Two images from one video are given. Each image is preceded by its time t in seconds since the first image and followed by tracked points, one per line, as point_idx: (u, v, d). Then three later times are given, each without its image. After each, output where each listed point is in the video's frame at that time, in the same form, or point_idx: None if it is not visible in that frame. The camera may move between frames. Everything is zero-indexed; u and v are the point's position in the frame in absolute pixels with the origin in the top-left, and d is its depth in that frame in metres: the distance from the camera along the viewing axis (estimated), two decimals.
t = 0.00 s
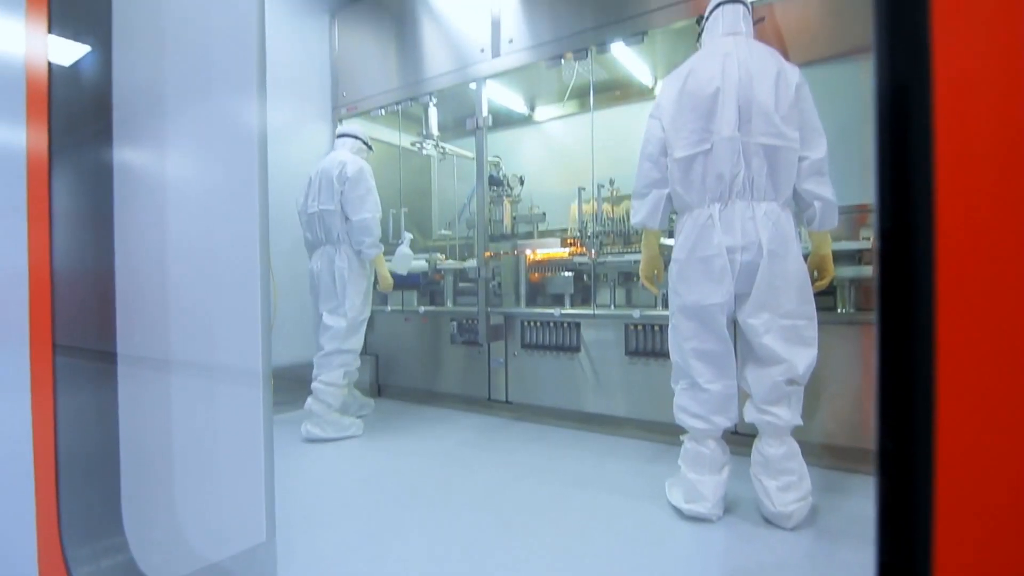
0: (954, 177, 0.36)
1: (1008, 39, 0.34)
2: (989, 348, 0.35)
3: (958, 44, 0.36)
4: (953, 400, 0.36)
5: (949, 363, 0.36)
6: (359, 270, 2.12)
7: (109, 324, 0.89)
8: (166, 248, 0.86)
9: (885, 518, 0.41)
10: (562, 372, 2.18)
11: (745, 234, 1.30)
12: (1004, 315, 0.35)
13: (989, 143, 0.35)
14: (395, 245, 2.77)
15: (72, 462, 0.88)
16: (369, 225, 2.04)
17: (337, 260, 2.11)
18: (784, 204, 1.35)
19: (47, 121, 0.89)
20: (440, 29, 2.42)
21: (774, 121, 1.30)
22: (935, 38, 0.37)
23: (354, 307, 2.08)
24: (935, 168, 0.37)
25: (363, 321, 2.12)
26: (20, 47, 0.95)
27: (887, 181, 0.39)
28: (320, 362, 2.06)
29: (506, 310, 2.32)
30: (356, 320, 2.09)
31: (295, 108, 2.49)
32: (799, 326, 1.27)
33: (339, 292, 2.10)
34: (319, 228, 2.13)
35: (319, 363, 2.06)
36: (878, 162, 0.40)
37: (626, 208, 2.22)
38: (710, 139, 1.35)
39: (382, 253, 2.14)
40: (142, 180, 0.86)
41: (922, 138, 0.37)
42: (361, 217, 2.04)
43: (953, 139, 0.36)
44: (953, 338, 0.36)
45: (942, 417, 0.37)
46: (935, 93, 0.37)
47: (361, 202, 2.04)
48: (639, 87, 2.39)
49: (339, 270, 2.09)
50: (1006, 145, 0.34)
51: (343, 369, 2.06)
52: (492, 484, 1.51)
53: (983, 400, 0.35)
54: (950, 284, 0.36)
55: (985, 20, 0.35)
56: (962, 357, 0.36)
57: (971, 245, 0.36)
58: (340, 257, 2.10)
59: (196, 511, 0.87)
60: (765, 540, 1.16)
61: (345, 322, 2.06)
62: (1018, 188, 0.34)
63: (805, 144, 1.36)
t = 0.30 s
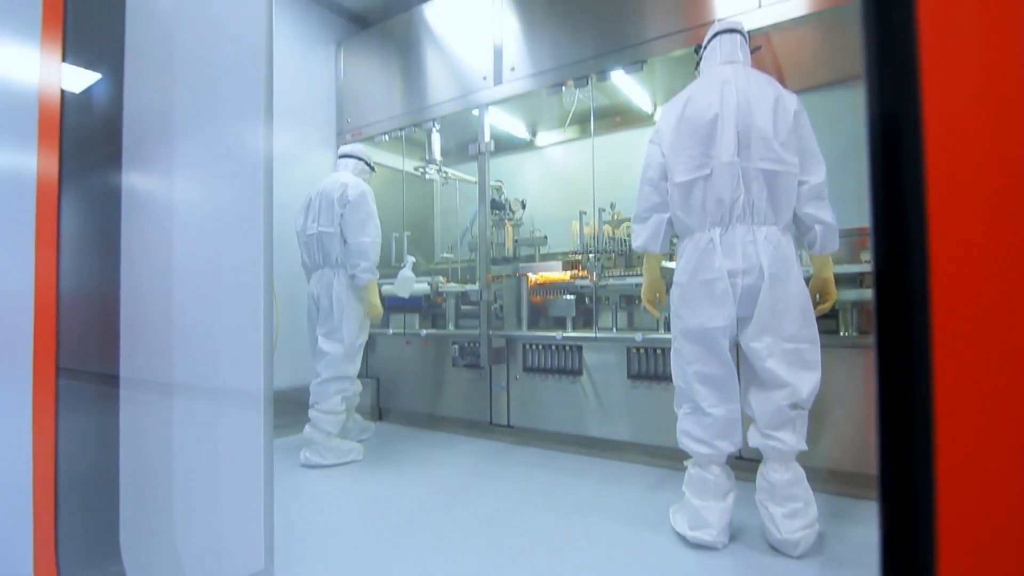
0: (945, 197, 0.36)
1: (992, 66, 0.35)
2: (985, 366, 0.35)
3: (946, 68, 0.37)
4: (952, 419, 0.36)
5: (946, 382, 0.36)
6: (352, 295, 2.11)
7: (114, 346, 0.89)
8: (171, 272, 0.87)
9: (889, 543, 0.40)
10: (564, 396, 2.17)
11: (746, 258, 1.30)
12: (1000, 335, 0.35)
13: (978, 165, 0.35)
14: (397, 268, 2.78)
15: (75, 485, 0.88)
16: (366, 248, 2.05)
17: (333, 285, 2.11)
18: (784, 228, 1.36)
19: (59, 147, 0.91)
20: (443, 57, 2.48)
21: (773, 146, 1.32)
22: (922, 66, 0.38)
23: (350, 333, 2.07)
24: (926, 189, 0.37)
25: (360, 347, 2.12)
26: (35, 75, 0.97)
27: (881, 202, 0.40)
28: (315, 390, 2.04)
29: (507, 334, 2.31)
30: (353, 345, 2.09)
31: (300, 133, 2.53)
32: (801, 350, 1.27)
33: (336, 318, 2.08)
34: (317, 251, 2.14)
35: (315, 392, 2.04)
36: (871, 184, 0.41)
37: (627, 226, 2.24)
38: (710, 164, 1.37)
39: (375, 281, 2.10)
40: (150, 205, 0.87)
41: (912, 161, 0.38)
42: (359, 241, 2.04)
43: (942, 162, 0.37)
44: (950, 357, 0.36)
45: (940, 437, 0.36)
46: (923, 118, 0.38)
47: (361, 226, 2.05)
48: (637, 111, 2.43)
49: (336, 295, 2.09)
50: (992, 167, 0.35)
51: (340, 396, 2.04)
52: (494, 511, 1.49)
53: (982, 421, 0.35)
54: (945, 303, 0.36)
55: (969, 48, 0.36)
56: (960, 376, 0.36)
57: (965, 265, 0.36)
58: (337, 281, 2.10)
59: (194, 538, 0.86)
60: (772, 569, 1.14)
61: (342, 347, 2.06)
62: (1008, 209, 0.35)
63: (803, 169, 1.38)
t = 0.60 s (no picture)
0: (939, 212, 0.37)
1: (981, 84, 0.36)
2: (985, 380, 0.35)
3: (937, 86, 0.37)
4: (953, 434, 0.35)
5: (946, 396, 0.36)
6: (349, 319, 2.12)
7: (118, 368, 0.90)
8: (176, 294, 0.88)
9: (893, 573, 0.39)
10: (566, 419, 2.16)
11: (748, 280, 1.31)
12: (999, 348, 0.35)
13: (970, 180, 0.36)
14: (399, 290, 2.79)
15: (82, 505, 0.89)
16: (363, 273, 2.05)
17: (330, 308, 2.12)
18: (785, 250, 1.37)
19: (69, 171, 0.93)
20: (447, 83, 2.54)
21: (773, 170, 1.34)
22: (913, 83, 0.39)
23: (348, 357, 2.08)
24: (921, 204, 0.38)
25: (358, 370, 2.11)
26: (47, 100, 1.00)
27: (875, 216, 0.39)
28: (315, 416, 2.02)
29: (509, 356, 2.29)
30: (352, 369, 2.09)
31: (305, 156, 2.57)
32: (805, 373, 1.26)
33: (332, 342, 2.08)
34: (314, 273, 2.15)
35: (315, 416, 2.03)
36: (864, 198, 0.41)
37: (628, 244, 2.25)
38: (710, 188, 1.38)
39: (372, 306, 2.10)
40: (157, 228, 0.89)
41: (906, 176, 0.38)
42: (356, 265, 2.05)
43: (936, 177, 0.37)
44: (948, 371, 0.36)
45: (942, 453, 0.36)
46: (916, 133, 0.38)
47: (359, 250, 2.07)
48: (636, 135, 2.45)
49: (333, 318, 2.09)
50: (984, 182, 0.35)
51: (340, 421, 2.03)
52: (495, 535, 1.47)
53: (983, 436, 0.34)
54: (943, 316, 0.36)
55: (959, 67, 0.37)
56: (959, 390, 0.35)
57: (961, 278, 0.36)
58: (334, 304, 2.10)
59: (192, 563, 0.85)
60: None
61: (339, 371, 2.06)
62: (1001, 225, 0.35)
63: (804, 192, 1.39)
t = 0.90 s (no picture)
0: (934, 227, 0.34)
1: (970, 91, 0.34)
2: (988, 411, 0.32)
3: (927, 93, 0.35)
4: (953, 469, 0.33)
5: (947, 427, 0.33)
6: (347, 341, 2.11)
7: (120, 388, 0.90)
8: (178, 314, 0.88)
9: None
10: (569, 441, 2.14)
11: (749, 301, 1.31)
12: (1003, 376, 0.32)
13: (964, 199, 0.33)
14: (401, 311, 2.79)
15: (82, 527, 0.88)
16: (359, 296, 2.06)
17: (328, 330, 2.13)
18: (786, 272, 1.37)
19: (77, 193, 0.94)
20: (450, 108, 2.58)
21: (773, 193, 1.35)
22: (901, 92, 0.37)
23: (347, 380, 2.07)
24: (912, 219, 0.35)
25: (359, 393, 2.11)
26: (59, 124, 1.02)
27: (867, 233, 0.37)
28: (314, 438, 2.01)
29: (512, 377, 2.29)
30: (351, 391, 2.09)
31: (310, 179, 2.60)
32: (808, 394, 1.25)
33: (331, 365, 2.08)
34: (314, 296, 2.17)
35: (314, 439, 2.01)
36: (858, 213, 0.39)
37: (631, 266, 2.28)
38: (710, 210, 1.40)
39: (371, 329, 2.10)
40: (162, 249, 0.90)
41: (898, 189, 0.36)
42: (353, 288, 2.06)
43: (927, 190, 0.35)
44: (950, 400, 0.33)
45: (944, 489, 0.33)
46: (906, 144, 0.36)
47: (357, 272, 2.07)
48: (636, 157, 2.48)
49: (332, 340, 2.10)
50: (980, 194, 0.33)
51: (340, 443, 2.01)
52: (496, 560, 1.45)
53: (987, 475, 0.32)
54: (941, 340, 0.34)
55: (949, 71, 0.35)
56: (961, 421, 0.33)
57: (959, 299, 0.33)
58: (332, 327, 2.11)
59: None
60: None
61: (338, 393, 2.05)
62: (1000, 240, 0.32)
63: (804, 215, 1.40)
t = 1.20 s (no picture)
0: (928, 243, 0.33)
1: (962, 110, 0.33)
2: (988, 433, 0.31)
3: (917, 105, 0.35)
4: (956, 499, 0.31)
5: (946, 450, 0.32)
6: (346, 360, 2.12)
7: (121, 407, 0.90)
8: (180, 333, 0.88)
9: None
10: (571, 461, 2.12)
11: (751, 321, 1.31)
12: (1001, 396, 0.31)
13: (960, 219, 0.32)
14: (403, 330, 2.79)
15: (79, 548, 0.87)
16: (356, 315, 2.07)
17: (327, 349, 2.14)
18: (788, 291, 1.37)
19: (85, 213, 0.96)
20: (452, 129, 2.62)
21: (772, 213, 1.36)
22: (892, 104, 0.36)
23: (345, 400, 2.06)
24: (907, 240, 0.34)
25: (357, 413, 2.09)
26: (68, 145, 1.04)
27: (864, 252, 0.36)
28: (313, 459, 1.99)
29: (513, 397, 2.28)
30: (350, 410, 2.08)
31: (313, 199, 2.63)
32: (812, 414, 1.25)
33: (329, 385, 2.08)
34: (313, 316, 2.18)
35: (314, 459, 1.99)
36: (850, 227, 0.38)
37: (631, 292, 2.23)
38: (710, 230, 1.41)
39: (369, 348, 2.11)
40: (166, 268, 0.90)
41: (890, 202, 0.35)
42: (351, 307, 2.07)
43: (921, 211, 0.34)
44: (949, 421, 0.32)
45: (945, 515, 0.32)
46: (897, 157, 0.35)
47: (354, 292, 2.09)
48: (636, 177, 2.50)
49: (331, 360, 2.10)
50: (974, 208, 0.32)
51: (339, 463, 1.99)
52: None
53: (992, 508, 0.30)
54: (939, 363, 0.32)
55: (938, 90, 0.34)
56: (962, 448, 0.31)
57: (954, 315, 0.32)
58: (330, 346, 2.12)
59: None
60: None
61: (337, 413, 2.05)
62: (996, 255, 0.31)
63: (805, 233, 1.40)
